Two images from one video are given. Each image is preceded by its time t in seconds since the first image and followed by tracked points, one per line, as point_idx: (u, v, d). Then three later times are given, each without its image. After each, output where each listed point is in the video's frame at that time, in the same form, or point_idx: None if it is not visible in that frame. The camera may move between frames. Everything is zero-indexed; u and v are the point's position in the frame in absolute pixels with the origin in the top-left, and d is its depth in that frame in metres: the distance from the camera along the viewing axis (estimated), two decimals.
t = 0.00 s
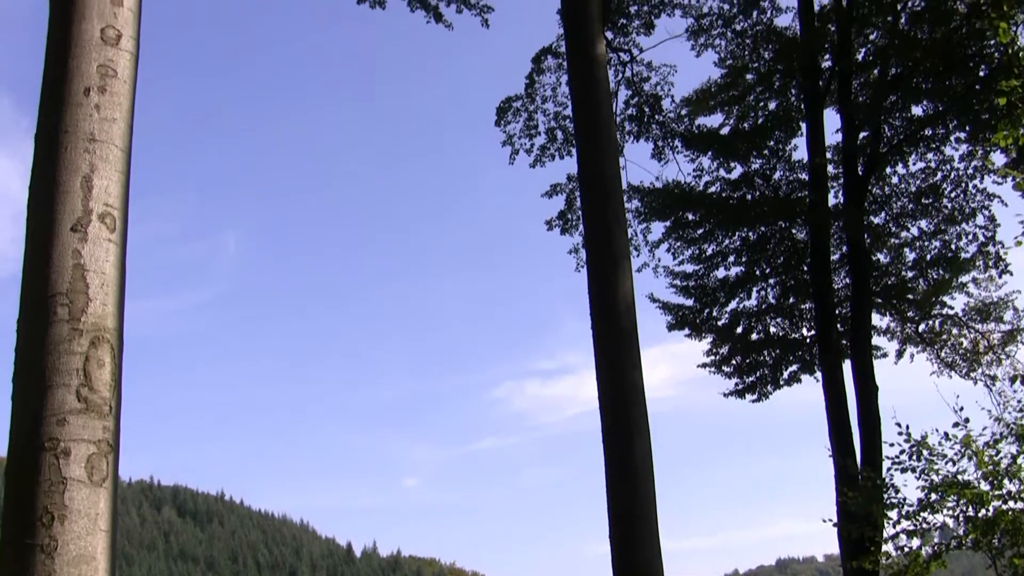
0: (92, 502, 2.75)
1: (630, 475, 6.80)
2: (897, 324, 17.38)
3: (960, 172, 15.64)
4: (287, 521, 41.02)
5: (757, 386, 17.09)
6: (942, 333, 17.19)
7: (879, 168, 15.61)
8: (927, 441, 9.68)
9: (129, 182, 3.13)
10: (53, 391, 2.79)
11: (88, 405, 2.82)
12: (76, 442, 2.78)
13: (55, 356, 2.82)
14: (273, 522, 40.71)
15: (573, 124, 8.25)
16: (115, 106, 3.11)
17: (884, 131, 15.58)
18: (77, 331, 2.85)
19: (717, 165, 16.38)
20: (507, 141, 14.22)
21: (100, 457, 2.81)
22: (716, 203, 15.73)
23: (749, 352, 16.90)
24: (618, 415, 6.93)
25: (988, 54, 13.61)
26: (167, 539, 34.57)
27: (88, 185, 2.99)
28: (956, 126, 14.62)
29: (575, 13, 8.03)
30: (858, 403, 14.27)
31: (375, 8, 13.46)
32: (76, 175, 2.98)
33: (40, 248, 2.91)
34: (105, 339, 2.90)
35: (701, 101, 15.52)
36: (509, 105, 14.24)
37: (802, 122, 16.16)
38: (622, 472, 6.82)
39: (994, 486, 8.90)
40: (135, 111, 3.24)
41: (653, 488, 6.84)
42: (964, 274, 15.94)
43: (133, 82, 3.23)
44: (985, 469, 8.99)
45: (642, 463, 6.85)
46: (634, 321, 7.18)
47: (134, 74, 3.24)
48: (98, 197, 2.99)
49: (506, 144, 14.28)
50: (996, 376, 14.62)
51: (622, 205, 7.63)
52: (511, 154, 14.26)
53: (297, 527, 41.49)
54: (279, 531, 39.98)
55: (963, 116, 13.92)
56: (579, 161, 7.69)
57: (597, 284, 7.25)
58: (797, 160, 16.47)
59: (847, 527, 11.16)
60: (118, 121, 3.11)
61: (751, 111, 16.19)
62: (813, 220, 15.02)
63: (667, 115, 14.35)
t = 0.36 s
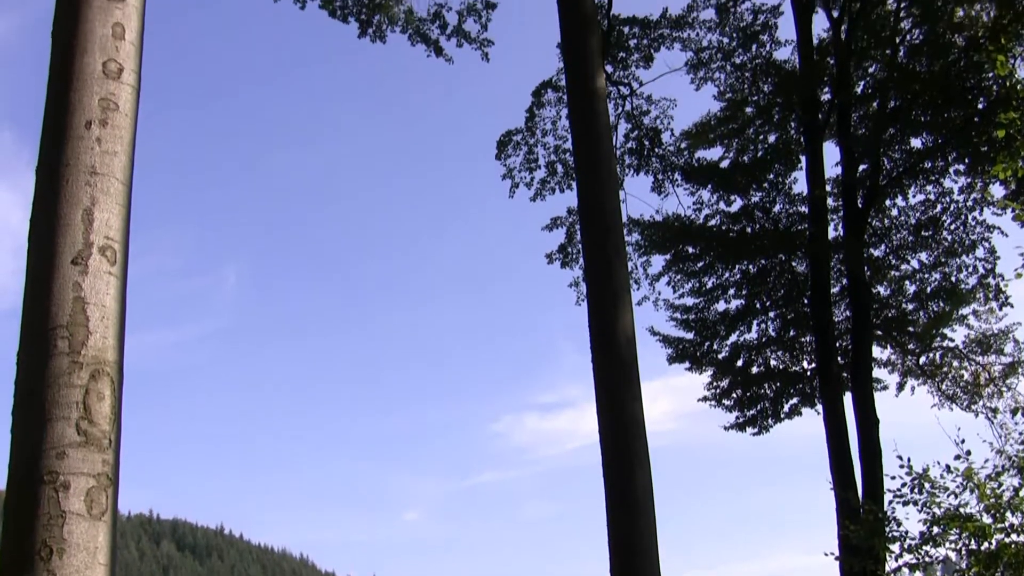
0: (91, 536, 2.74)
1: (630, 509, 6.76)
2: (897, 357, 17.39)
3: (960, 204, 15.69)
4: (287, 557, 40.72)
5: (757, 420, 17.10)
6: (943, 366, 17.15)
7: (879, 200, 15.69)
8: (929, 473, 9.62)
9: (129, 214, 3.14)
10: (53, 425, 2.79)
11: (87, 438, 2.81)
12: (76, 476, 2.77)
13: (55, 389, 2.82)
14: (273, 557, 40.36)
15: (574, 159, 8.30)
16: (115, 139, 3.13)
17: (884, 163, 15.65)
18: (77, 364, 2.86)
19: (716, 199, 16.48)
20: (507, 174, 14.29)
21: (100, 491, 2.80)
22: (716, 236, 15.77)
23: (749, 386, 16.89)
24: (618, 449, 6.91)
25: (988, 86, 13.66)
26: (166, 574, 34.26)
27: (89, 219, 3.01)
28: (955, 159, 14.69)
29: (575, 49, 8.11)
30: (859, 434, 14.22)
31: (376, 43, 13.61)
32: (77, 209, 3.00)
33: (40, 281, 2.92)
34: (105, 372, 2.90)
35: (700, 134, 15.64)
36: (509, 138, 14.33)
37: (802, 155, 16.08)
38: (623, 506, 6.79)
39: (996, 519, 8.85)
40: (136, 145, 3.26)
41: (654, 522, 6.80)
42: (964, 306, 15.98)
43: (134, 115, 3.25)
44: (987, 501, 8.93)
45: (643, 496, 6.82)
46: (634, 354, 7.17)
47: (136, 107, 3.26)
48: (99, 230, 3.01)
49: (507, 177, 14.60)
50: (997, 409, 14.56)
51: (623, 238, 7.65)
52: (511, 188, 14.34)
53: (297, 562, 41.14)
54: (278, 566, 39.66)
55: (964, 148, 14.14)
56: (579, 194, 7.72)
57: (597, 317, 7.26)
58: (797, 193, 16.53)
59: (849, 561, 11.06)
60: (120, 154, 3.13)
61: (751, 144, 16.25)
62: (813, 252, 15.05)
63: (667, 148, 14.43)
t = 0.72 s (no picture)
0: None
1: (631, 551, 6.71)
2: (898, 397, 17.34)
3: (959, 244, 15.73)
4: None
5: (758, 460, 16.99)
6: (944, 405, 17.09)
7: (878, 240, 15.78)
8: (931, 513, 9.53)
9: (129, 254, 3.15)
10: (53, 464, 2.78)
11: (86, 478, 2.81)
12: (74, 516, 2.76)
13: (55, 428, 2.82)
14: None
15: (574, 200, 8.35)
16: (117, 180, 3.15)
17: (883, 204, 15.79)
18: (77, 404, 2.85)
19: (717, 239, 16.62)
20: (507, 215, 14.35)
21: (99, 531, 2.79)
22: (716, 277, 15.82)
23: (750, 426, 16.81)
24: (619, 490, 6.87)
25: (986, 126, 13.83)
26: None
27: (90, 258, 3.02)
28: (955, 198, 14.76)
29: (575, 90, 8.18)
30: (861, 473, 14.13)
31: (376, 84, 13.75)
32: (78, 248, 3.01)
33: (41, 321, 2.93)
34: (105, 412, 2.90)
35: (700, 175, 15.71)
36: (509, 179, 14.42)
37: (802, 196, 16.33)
38: (623, 547, 6.74)
39: (999, 559, 8.74)
40: (137, 186, 3.28)
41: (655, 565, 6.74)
42: (965, 345, 15.90)
43: (135, 155, 3.27)
44: (990, 541, 8.85)
45: (644, 538, 6.77)
46: (635, 394, 7.16)
47: (138, 148, 3.28)
48: (100, 269, 3.02)
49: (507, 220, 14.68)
50: (999, 449, 14.48)
51: (622, 278, 7.67)
52: (511, 229, 14.38)
53: None
54: None
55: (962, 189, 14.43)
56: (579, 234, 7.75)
57: (598, 357, 7.26)
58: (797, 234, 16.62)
59: None
60: (120, 195, 3.14)
61: (750, 185, 16.33)
62: (814, 293, 15.09)
63: (667, 189, 14.50)
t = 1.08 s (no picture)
0: None
1: None
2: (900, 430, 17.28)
3: (960, 276, 15.75)
4: None
5: (760, 494, 16.89)
6: (946, 438, 17.02)
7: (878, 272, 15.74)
8: (933, 547, 9.45)
9: (130, 287, 3.16)
10: (51, 498, 2.77)
11: (85, 512, 2.80)
12: (73, 550, 2.74)
13: (54, 462, 2.81)
14: None
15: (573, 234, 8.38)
16: (118, 213, 3.17)
17: (883, 236, 15.79)
18: (77, 437, 2.85)
19: (717, 272, 16.59)
20: (508, 249, 14.39)
21: (97, 565, 2.78)
22: (716, 311, 15.85)
23: (751, 459, 16.73)
24: (620, 524, 6.84)
25: (985, 158, 13.86)
26: None
27: (90, 291, 3.03)
28: (955, 231, 14.77)
29: (575, 124, 8.24)
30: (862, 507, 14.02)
31: (377, 117, 13.85)
32: (79, 281, 3.02)
33: (41, 354, 2.93)
34: (105, 445, 2.90)
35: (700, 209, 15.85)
36: (509, 213, 14.47)
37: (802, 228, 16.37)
38: None
39: None
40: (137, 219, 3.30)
41: None
42: (966, 377, 15.93)
43: (136, 189, 3.29)
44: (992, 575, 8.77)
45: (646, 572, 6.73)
46: (635, 427, 7.14)
47: (138, 182, 3.31)
48: (100, 302, 3.03)
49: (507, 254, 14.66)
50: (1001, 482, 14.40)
51: (622, 311, 7.69)
52: (512, 263, 14.40)
53: None
54: None
55: (962, 220, 14.31)
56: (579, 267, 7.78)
57: (598, 390, 7.25)
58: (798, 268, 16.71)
59: None
60: (121, 228, 3.16)
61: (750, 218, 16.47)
62: (814, 326, 15.04)
63: (667, 223, 14.55)
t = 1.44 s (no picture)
0: None
1: None
2: (902, 473, 17.15)
3: (960, 319, 15.76)
4: None
5: (762, 538, 16.73)
6: (948, 481, 16.89)
7: (879, 315, 15.78)
8: None
9: (130, 330, 3.16)
10: (50, 543, 2.75)
11: (84, 557, 2.78)
12: None
13: (53, 506, 2.80)
14: None
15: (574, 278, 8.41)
16: (119, 256, 3.17)
17: (883, 280, 15.83)
18: (76, 481, 2.84)
19: (717, 316, 16.52)
20: (508, 293, 14.42)
21: None
22: (716, 354, 15.83)
23: (753, 504, 16.59)
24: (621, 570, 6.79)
25: (985, 202, 13.80)
26: None
27: (90, 334, 3.03)
28: (955, 274, 14.79)
29: (575, 168, 8.30)
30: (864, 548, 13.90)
31: (378, 161, 13.96)
32: (79, 324, 3.02)
33: (41, 397, 2.93)
34: (104, 489, 2.89)
35: (700, 252, 16.00)
36: (510, 257, 14.52)
37: (802, 272, 16.38)
38: None
39: None
40: (138, 263, 3.31)
41: None
42: (968, 421, 15.78)
43: (137, 233, 3.29)
44: None
45: None
46: (636, 471, 7.10)
47: (140, 225, 3.31)
48: (100, 345, 3.03)
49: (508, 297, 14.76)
50: (1003, 526, 14.27)
51: (623, 353, 7.68)
52: (512, 307, 14.44)
53: None
54: None
55: (963, 263, 14.39)
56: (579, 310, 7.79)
57: (599, 433, 7.23)
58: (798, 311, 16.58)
59: None
60: (122, 271, 3.17)
61: (750, 262, 16.57)
62: (814, 367, 15.08)
63: (667, 267, 14.58)
